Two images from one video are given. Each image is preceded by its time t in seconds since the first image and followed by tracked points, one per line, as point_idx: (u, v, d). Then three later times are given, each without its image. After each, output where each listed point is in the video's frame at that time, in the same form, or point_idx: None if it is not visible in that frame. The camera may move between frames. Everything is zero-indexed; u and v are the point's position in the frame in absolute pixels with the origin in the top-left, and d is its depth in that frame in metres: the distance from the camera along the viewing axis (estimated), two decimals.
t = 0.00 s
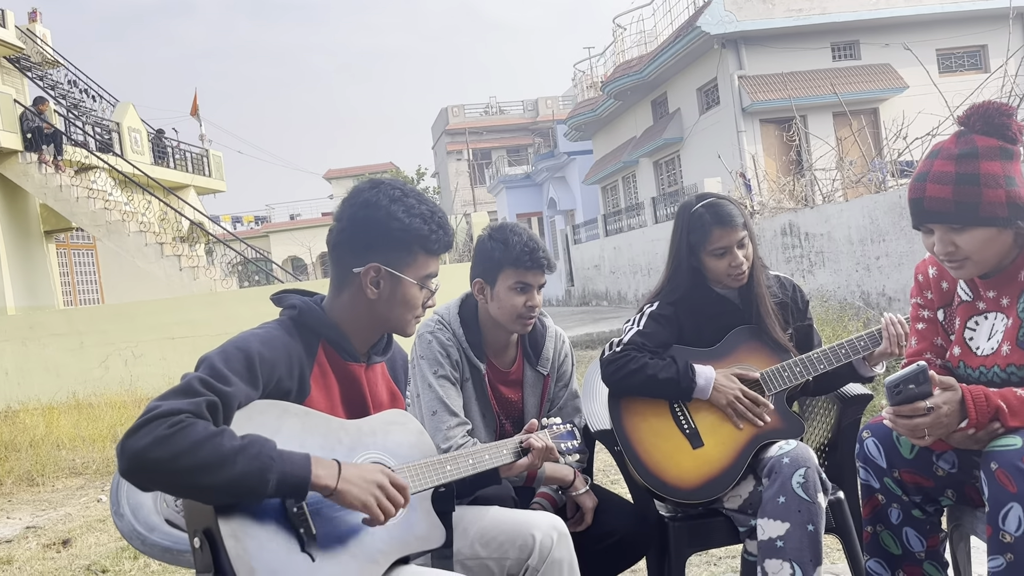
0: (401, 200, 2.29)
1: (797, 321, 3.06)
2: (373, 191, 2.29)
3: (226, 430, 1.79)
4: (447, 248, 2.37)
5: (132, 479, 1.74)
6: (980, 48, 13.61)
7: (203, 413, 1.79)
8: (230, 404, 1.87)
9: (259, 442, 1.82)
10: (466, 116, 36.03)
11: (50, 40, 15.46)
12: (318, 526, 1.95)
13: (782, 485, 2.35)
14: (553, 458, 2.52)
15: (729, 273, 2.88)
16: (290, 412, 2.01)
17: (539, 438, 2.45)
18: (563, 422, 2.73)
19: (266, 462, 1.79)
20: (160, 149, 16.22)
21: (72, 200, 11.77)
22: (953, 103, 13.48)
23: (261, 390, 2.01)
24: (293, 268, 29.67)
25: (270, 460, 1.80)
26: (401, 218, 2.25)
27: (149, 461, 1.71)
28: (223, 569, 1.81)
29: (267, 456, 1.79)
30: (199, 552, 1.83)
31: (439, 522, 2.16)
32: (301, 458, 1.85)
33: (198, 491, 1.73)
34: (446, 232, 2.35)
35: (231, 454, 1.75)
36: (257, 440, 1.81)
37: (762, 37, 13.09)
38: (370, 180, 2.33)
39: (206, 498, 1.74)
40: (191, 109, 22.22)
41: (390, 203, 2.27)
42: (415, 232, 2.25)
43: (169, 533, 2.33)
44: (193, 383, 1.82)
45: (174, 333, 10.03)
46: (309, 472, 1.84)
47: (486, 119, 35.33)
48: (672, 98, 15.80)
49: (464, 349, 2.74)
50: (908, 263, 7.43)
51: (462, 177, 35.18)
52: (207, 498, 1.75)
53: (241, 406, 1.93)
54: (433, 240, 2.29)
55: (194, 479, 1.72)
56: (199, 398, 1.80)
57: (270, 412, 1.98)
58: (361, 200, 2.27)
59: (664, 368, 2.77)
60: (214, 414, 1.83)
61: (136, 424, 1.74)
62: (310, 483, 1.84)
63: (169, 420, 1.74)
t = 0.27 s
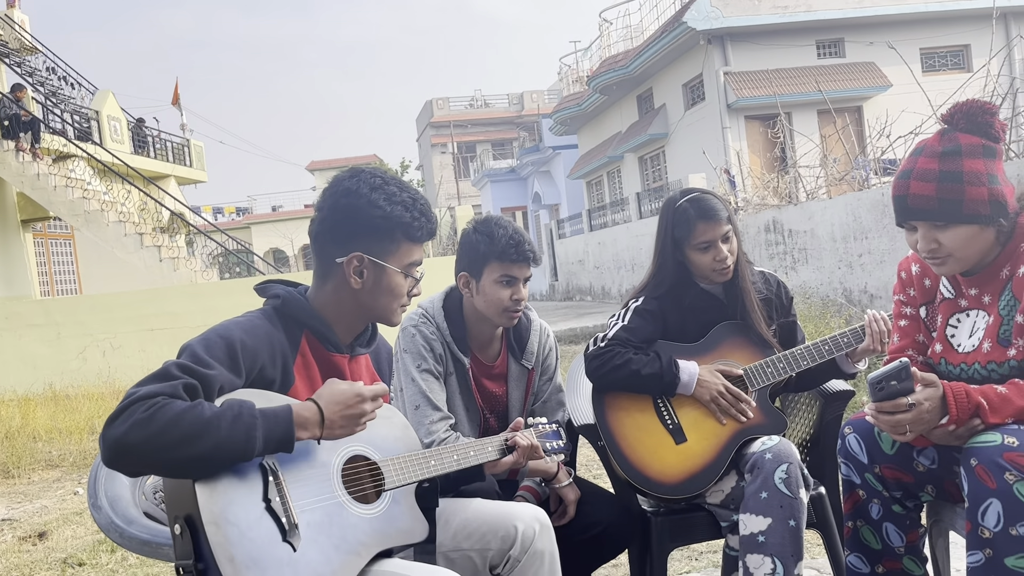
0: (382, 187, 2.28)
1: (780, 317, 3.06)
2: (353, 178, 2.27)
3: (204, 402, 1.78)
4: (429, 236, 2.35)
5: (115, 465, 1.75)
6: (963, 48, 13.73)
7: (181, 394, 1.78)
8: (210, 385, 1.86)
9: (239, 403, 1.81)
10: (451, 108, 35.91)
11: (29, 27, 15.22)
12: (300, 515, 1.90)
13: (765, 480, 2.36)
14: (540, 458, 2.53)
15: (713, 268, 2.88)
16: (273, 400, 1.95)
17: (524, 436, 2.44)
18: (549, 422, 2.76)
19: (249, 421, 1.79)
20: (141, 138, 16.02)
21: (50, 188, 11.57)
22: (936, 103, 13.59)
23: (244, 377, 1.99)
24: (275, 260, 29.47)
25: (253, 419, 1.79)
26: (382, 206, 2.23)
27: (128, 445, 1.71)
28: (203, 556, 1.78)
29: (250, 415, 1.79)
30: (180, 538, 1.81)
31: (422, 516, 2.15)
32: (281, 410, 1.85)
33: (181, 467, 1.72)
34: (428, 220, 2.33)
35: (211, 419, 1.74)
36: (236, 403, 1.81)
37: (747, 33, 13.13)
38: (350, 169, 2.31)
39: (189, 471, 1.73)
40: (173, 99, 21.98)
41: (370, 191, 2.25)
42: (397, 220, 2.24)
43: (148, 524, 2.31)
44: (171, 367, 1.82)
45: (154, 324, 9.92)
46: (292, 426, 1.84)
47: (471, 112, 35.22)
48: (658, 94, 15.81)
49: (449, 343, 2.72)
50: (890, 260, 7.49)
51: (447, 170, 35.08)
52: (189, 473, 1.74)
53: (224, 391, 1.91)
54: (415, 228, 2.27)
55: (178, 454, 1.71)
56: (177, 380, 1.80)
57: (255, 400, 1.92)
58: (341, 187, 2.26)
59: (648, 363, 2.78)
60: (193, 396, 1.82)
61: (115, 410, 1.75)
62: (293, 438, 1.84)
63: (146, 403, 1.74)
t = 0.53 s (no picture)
0: (367, 181, 2.25)
1: (760, 315, 3.08)
2: (338, 172, 2.24)
3: (187, 412, 1.74)
4: (412, 232, 2.33)
5: (89, 458, 1.70)
6: (941, 50, 13.89)
7: (165, 393, 1.74)
8: (191, 382, 1.82)
9: (221, 425, 1.77)
10: (433, 103, 35.79)
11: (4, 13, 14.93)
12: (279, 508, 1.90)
13: (742, 476, 2.38)
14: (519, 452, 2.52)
15: (694, 264, 2.89)
16: (253, 398, 1.96)
17: (504, 431, 2.44)
18: (530, 418, 2.72)
19: (227, 446, 1.74)
20: (119, 128, 15.79)
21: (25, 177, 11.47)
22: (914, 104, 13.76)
23: (224, 371, 1.96)
24: (255, 253, 29.23)
25: (231, 446, 1.75)
26: (367, 200, 2.20)
27: (106, 441, 1.67)
28: (181, 551, 1.75)
29: (229, 440, 1.75)
30: (156, 533, 1.78)
31: (401, 510, 2.13)
32: (264, 445, 1.79)
33: (157, 474, 1.69)
34: (412, 216, 2.31)
35: (191, 436, 1.70)
36: (218, 424, 1.77)
37: (730, 32, 13.19)
38: (335, 162, 2.29)
39: (163, 481, 1.69)
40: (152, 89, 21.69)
41: (355, 184, 2.23)
42: (381, 215, 2.21)
43: (124, 520, 2.26)
44: (155, 361, 1.78)
45: (131, 316, 9.79)
46: (271, 462, 1.78)
47: (453, 107, 35.12)
48: (640, 91, 15.84)
49: (433, 337, 2.70)
50: (868, 259, 7.58)
51: (428, 164, 34.96)
52: (164, 481, 1.71)
53: (204, 385, 1.89)
54: (400, 223, 2.25)
55: (155, 459, 1.68)
56: (161, 377, 1.76)
57: (234, 394, 1.94)
58: (325, 180, 2.23)
59: (629, 359, 2.79)
60: (175, 395, 1.78)
61: (94, 402, 1.69)
62: (271, 470, 1.78)
63: (130, 400, 1.69)
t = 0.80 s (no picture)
0: (344, 173, 2.23)
1: (740, 311, 3.09)
2: (316, 164, 2.22)
3: (164, 398, 1.72)
4: (390, 226, 2.30)
5: (65, 450, 1.68)
6: (921, 51, 14.03)
7: (140, 382, 1.72)
8: (168, 373, 1.80)
9: (199, 408, 1.76)
10: (416, 96, 35.64)
11: None
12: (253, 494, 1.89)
13: (721, 472, 2.38)
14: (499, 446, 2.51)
15: (676, 260, 2.90)
16: (229, 392, 1.93)
17: (484, 426, 2.42)
18: (509, 412, 2.72)
19: (205, 428, 1.73)
20: (97, 118, 15.57)
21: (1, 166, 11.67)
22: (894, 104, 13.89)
23: (201, 364, 1.93)
24: (234, 245, 28.95)
25: (209, 427, 1.74)
26: (344, 192, 2.18)
27: (81, 432, 1.65)
28: (153, 545, 1.73)
29: (207, 422, 1.74)
30: (129, 527, 1.76)
31: (380, 505, 2.12)
32: (241, 423, 1.80)
33: (134, 464, 1.67)
34: (391, 210, 2.29)
35: (170, 421, 1.69)
36: (195, 408, 1.75)
37: (713, 30, 13.23)
38: (313, 153, 2.26)
39: (141, 471, 1.67)
40: (130, 78, 21.39)
41: (332, 177, 2.20)
42: (357, 208, 2.18)
43: (98, 513, 2.24)
44: (131, 351, 1.75)
45: (107, 309, 9.66)
46: (249, 441, 1.79)
47: (436, 101, 34.99)
48: (624, 88, 15.86)
49: (421, 330, 2.68)
50: (847, 258, 7.64)
51: (410, 158, 34.82)
52: (142, 470, 1.69)
53: (181, 377, 1.86)
54: (378, 218, 2.23)
55: (130, 446, 1.66)
56: (137, 367, 1.73)
57: (209, 387, 1.91)
58: (303, 172, 2.20)
59: (609, 355, 2.78)
60: (151, 385, 1.76)
61: (69, 393, 1.67)
62: (247, 454, 1.78)
63: (106, 389, 1.67)
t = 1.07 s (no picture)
0: (324, 167, 2.20)
1: (721, 308, 3.10)
2: (295, 156, 2.19)
3: (142, 391, 1.69)
4: (371, 220, 2.27)
5: (41, 447, 1.66)
6: (902, 50, 14.17)
7: (117, 376, 1.69)
8: (146, 368, 1.77)
9: (178, 398, 1.73)
10: (399, 89, 35.46)
11: None
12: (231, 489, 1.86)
13: (701, 467, 2.39)
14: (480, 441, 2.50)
15: (658, 257, 2.90)
16: (209, 384, 1.90)
17: (466, 420, 2.41)
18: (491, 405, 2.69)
19: (184, 419, 1.70)
20: (75, 108, 15.32)
21: None
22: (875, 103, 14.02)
23: (178, 358, 1.91)
24: (214, 237, 28.67)
25: (188, 417, 1.71)
26: (322, 185, 2.16)
27: (57, 427, 1.62)
28: (133, 539, 1.70)
29: (186, 413, 1.71)
30: (108, 522, 1.73)
31: (360, 499, 2.10)
32: (222, 412, 1.77)
33: (111, 459, 1.64)
34: (372, 203, 2.26)
35: (147, 413, 1.66)
36: (173, 398, 1.72)
37: (696, 27, 13.26)
38: (293, 146, 2.24)
39: (119, 466, 1.65)
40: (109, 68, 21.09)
41: (311, 170, 2.18)
42: (336, 201, 2.16)
43: (75, 506, 2.20)
44: (106, 348, 1.72)
45: (85, 300, 9.54)
46: (230, 428, 1.75)
47: (419, 94, 34.84)
48: (607, 84, 15.87)
49: (407, 324, 2.66)
50: (827, 255, 7.71)
51: (393, 152, 34.67)
52: (120, 466, 1.66)
53: (159, 371, 1.83)
54: (357, 211, 2.19)
55: (103, 443, 1.63)
56: (113, 362, 1.71)
57: (191, 379, 1.88)
58: (281, 164, 2.18)
59: (591, 350, 2.79)
60: (129, 380, 1.73)
61: (43, 390, 1.65)
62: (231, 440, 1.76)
63: (80, 384, 1.64)
